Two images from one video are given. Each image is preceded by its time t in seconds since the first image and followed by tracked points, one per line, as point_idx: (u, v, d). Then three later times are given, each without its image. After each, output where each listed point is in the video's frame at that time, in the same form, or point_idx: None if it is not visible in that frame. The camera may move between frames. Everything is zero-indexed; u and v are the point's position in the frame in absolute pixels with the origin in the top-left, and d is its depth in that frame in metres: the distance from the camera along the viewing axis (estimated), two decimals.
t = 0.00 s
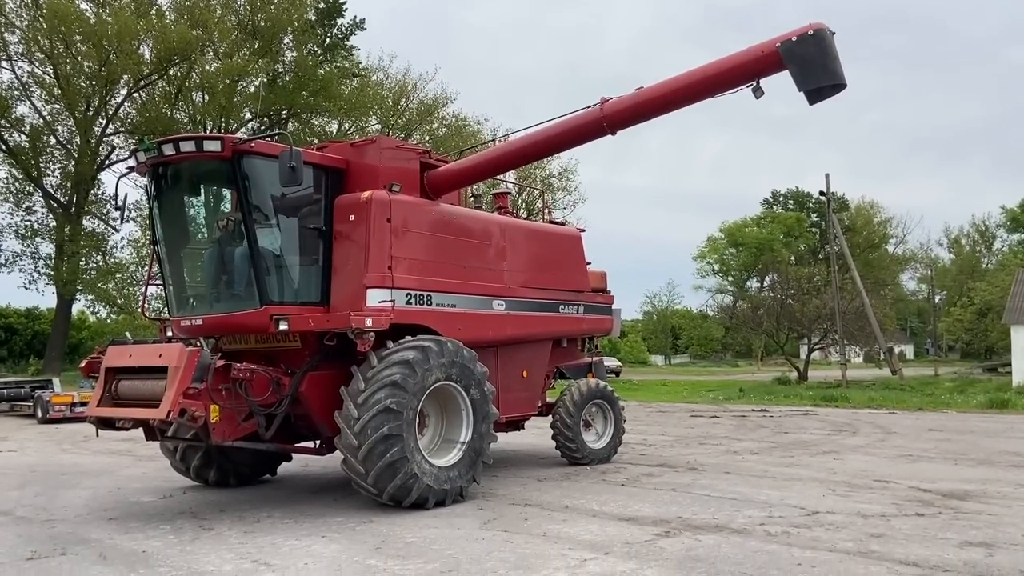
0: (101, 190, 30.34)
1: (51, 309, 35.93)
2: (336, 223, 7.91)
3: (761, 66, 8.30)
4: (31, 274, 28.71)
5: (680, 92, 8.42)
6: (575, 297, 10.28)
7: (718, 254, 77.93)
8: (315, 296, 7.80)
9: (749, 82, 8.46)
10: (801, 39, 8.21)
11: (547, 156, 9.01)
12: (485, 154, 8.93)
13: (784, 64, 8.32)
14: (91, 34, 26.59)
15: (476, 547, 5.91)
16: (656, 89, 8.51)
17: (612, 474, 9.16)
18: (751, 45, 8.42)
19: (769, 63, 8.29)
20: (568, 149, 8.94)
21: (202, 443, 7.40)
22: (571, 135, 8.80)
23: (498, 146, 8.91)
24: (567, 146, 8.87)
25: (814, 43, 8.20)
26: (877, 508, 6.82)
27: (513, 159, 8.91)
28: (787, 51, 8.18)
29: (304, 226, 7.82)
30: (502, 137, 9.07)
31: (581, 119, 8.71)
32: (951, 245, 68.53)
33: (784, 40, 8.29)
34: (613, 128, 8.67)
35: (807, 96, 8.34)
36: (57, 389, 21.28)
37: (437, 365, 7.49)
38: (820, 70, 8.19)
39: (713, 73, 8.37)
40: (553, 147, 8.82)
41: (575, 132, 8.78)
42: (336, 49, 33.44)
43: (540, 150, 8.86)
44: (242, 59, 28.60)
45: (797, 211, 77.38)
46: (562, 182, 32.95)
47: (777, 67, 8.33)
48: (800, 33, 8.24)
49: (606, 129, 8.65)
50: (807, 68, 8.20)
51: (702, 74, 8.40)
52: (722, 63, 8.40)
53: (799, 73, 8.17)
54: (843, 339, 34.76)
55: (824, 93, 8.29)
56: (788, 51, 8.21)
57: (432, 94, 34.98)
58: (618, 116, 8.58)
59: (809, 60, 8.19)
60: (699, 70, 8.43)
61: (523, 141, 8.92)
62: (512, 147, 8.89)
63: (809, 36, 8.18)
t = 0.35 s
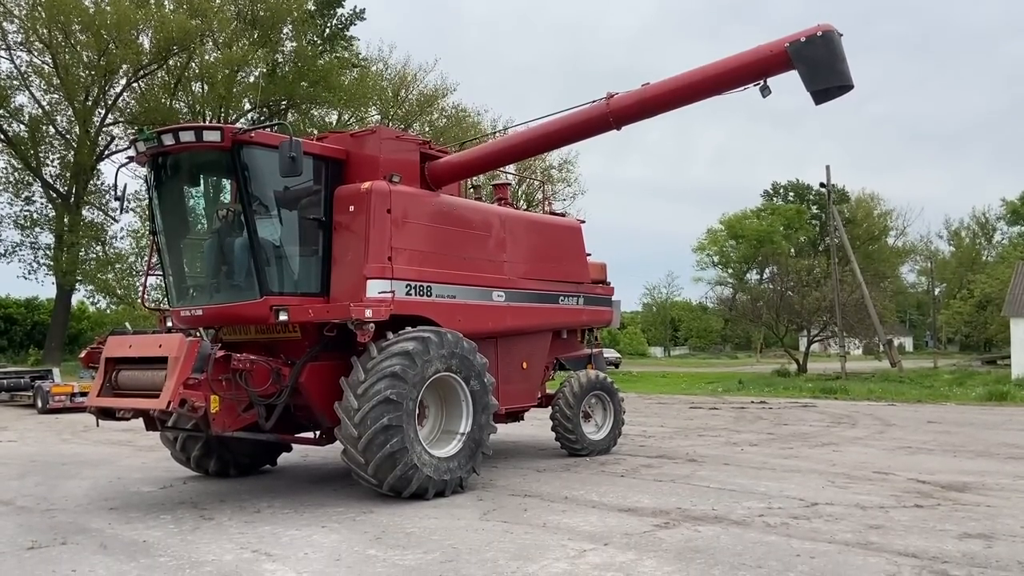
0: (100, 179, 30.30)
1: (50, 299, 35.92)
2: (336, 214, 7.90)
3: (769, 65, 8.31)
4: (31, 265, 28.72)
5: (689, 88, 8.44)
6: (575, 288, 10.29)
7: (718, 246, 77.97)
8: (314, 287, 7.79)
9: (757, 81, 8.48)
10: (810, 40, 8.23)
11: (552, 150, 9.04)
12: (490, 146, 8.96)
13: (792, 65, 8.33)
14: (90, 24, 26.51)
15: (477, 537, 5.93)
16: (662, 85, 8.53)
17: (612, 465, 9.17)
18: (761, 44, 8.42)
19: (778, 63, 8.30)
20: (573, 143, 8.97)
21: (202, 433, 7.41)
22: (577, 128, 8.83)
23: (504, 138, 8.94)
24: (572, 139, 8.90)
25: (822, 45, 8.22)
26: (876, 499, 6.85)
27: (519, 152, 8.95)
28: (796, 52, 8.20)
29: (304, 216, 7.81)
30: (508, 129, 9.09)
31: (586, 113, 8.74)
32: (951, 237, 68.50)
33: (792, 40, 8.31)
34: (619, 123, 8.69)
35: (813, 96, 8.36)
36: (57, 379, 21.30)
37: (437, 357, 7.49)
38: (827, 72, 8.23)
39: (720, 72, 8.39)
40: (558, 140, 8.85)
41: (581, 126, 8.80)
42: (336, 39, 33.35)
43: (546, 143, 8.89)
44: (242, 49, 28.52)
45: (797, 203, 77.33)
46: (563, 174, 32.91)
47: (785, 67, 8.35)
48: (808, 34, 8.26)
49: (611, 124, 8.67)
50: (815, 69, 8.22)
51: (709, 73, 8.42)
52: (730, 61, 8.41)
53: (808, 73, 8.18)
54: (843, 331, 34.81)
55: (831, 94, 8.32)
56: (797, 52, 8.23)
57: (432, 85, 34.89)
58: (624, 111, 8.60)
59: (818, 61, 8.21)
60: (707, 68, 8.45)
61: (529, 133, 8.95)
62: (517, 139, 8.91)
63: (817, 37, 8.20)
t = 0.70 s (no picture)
0: (100, 169, 30.27)
1: (50, 289, 35.90)
2: (336, 205, 7.89)
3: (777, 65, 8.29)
4: (31, 255, 28.74)
5: (695, 87, 8.43)
6: (575, 281, 10.29)
7: (718, 238, 78.06)
8: (315, 278, 7.79)
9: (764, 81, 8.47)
10: (817, 42, 8.21)
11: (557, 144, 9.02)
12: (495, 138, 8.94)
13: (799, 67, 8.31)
14: (89, 14, 26.45)
15: (476, 528, 5.94)
16: (669, 83, 8.52)
17: (611, 456, 9.19)
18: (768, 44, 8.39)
19: (785, 64, 8.28)
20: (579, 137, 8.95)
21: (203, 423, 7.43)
22: (582, 123, 8.81)
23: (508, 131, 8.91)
24: (577, 134, 8.88)
25: (829, 47, 8.19)
26: (875, 492, 6.86)
27: (523, 146, 8.94)
28: (803, 54, 8.17)
29: (304, 207, 7.79)
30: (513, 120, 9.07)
31: (592, 108, 8.72)
32: (951, 230, 68.49)
33: (799, 43, 8.29)
34: (624, 120, 8.68)
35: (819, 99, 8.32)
36: (57, 369, 21.32)
37: (437, 348, 7.49)
38: (834, 74, 8.19)
39: (727, 72, 8.37)
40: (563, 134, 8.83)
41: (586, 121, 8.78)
42: (336, 30, 33.24)
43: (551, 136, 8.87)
44: (241, 39, 28.47)
45: (797, 195, 77.27)
46: (563, 165, 32.88)
47: (792, 68, 8.33)
48: (815, 36, 8.23)
49: (616, 121, 8.66)
50: (821, 72, 8.19)
51: (715, 72, 8.40)
52: (738, 60, 8.39)
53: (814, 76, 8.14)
54: (842, 324, 34.85)
55: (837, 97, 8.27)
56: (803, 54, 8.21)
57: (432, 76, 34.81)
58: (629, 108, 8.58)
59: (824, 63, 8.17)
60: (715, 67, 8.43)
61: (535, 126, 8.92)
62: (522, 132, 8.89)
63: (824, 40, 8.17)
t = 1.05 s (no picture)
0: (99, 158, 30.23)
1: (49, 278, 35.87)
2: (336, 193, 7.88)
3: (783, 63, 8.31)
4: (30, 243, 28.73)
5: (701, 82, 8.42)
6: (576, 271, 10.30)
7: (718, 229, 78.00)
8: (315, 267, 7.78)
9: (769, 78, 8.51)
10: (824, 41, 8.23)
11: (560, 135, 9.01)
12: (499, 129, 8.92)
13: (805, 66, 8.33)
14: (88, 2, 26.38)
15: (476, 516, 5.96)
16: (676, 77, 8.51)
17: (611, 446, 9.21)
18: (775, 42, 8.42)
19: (792, 62, 8.31)
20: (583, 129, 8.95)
21: (204, 411, 7.44)
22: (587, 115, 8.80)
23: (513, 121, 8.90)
24: (582, 126, 8.88)
25: (836, 47, 8.22)
26: (875, 481, 6.88)
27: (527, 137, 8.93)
28: (810, 53, 8.20)
29: (304, 195, 7.77)
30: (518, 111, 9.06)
31: (597, 101, 8.72)
32: (951, 222, 68.44)
33: (806, 41, 8.31)
34: (629, 112, 8.68)
35: (823, 98, 8.34)
36: (57, 357, 21.35)
37: (437, 337, 7.50)
38: (840, 73, 8.21)
39: (734, 68, 8.39)
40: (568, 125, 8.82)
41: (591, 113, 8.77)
42: (336, 18, 32.92)
43: (555, 128, 8.85)
44: (241, 27, 28.40)
45: (797, 186, 77.17)
46: (563, 156, 32.82)
47: (798, 66, 8.35)
48: (822, 35, 8.26)
49: (622, 113, 8.66)
50: (828, 71, 8.22)
51: (721, 67, 8.41)
52: (744, 57, 8.40)
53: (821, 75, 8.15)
54: (842, 316, 34.85)
55: (842, 97, 8.29)
56: (810, 52, 8.23)
57: (432, 65, 34.70)
58: (635, 100, 8.58)
59: (830, 63, 8.21)
60: (721, 62, 8.44)
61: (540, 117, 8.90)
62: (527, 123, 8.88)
63: (832, 39, 8.20)
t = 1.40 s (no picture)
0: (102, 146, 30.25)
1: (52, 266, 35.91)
2: (342, 182, 7.86)
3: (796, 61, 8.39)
4: (33, 231, 28.75)
5: (714, 77, 8.48)
6: (581, 261, 10.28)
7: (721, 221, 77.96)
8: (321, 255, 7.78)
9: (780, 75, 8.56)
10: (835, 39, 8.33)
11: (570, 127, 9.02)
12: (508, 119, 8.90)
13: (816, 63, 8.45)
14: None
15: (483, 505, 5.97)
16: (688, 71, 8.56)
17: (615, 436, 9.21)
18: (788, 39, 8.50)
19: (804, 59, 8.39)
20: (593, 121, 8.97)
21: (211, 398, 7.46)
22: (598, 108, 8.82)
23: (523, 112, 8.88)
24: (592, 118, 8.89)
25: (848, 46, 8.32)
26: (880, 472, 6.89)
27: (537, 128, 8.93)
28: (822, 51, 8.29)
29: (310, 183, 7.76)
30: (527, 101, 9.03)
31: (608, 93, 8.74)
32: (954, 214, 68.26)
33: (818, 39, 8.41)
34: (640, 105, 8.70)
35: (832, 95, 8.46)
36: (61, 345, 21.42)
37: (444, 326, 7.50)
38: (851, 72, 8.32)
39: (747, 64, 8.46)
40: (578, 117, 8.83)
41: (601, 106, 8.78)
42: (338, 6, 32.58)
43: (565, 120, 8.85)
44: (243, 15, 28.34)
45: (801, 177, 77.00)
46: (566, 146, 32.76)
47: (810, 64, 8.43)
48: (835, 34, 8.35)
49: (633, 106, 8.68)
50: (839, 68, 8.33)
51: (735, 62, 8.48)
52: (758, 53, 8.48)
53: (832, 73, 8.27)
54: (845, 307, 34.80)
55: (851, 95, 8.40)
56: (823, 51, 8.33)
57: (435, 54, 34.61)
58: (646, 93, 8.60)
59: (841, 61, 8.31)
60: (733, 58, 8.52)
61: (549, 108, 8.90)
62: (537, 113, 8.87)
63: (843, 38, 8.30)
